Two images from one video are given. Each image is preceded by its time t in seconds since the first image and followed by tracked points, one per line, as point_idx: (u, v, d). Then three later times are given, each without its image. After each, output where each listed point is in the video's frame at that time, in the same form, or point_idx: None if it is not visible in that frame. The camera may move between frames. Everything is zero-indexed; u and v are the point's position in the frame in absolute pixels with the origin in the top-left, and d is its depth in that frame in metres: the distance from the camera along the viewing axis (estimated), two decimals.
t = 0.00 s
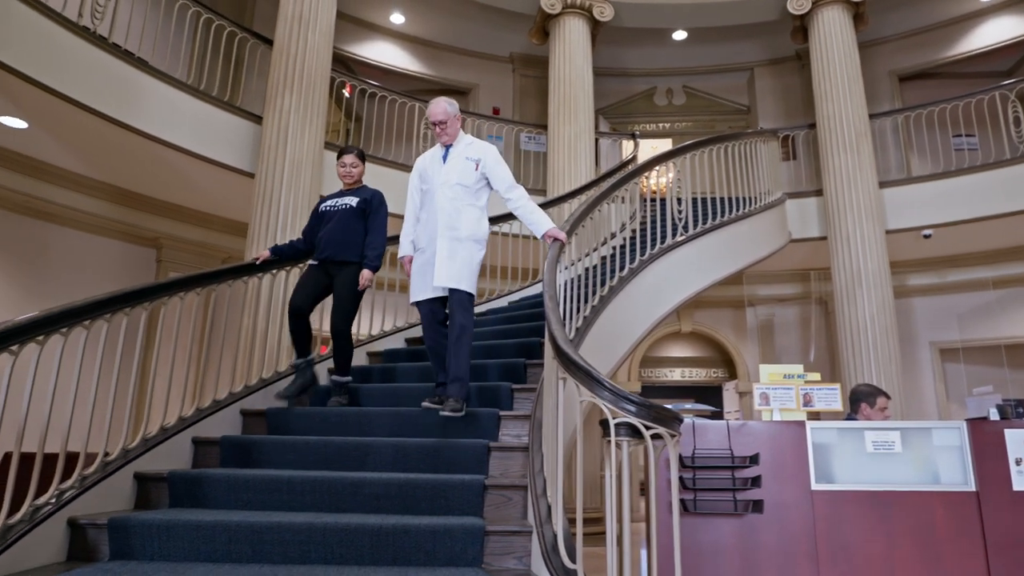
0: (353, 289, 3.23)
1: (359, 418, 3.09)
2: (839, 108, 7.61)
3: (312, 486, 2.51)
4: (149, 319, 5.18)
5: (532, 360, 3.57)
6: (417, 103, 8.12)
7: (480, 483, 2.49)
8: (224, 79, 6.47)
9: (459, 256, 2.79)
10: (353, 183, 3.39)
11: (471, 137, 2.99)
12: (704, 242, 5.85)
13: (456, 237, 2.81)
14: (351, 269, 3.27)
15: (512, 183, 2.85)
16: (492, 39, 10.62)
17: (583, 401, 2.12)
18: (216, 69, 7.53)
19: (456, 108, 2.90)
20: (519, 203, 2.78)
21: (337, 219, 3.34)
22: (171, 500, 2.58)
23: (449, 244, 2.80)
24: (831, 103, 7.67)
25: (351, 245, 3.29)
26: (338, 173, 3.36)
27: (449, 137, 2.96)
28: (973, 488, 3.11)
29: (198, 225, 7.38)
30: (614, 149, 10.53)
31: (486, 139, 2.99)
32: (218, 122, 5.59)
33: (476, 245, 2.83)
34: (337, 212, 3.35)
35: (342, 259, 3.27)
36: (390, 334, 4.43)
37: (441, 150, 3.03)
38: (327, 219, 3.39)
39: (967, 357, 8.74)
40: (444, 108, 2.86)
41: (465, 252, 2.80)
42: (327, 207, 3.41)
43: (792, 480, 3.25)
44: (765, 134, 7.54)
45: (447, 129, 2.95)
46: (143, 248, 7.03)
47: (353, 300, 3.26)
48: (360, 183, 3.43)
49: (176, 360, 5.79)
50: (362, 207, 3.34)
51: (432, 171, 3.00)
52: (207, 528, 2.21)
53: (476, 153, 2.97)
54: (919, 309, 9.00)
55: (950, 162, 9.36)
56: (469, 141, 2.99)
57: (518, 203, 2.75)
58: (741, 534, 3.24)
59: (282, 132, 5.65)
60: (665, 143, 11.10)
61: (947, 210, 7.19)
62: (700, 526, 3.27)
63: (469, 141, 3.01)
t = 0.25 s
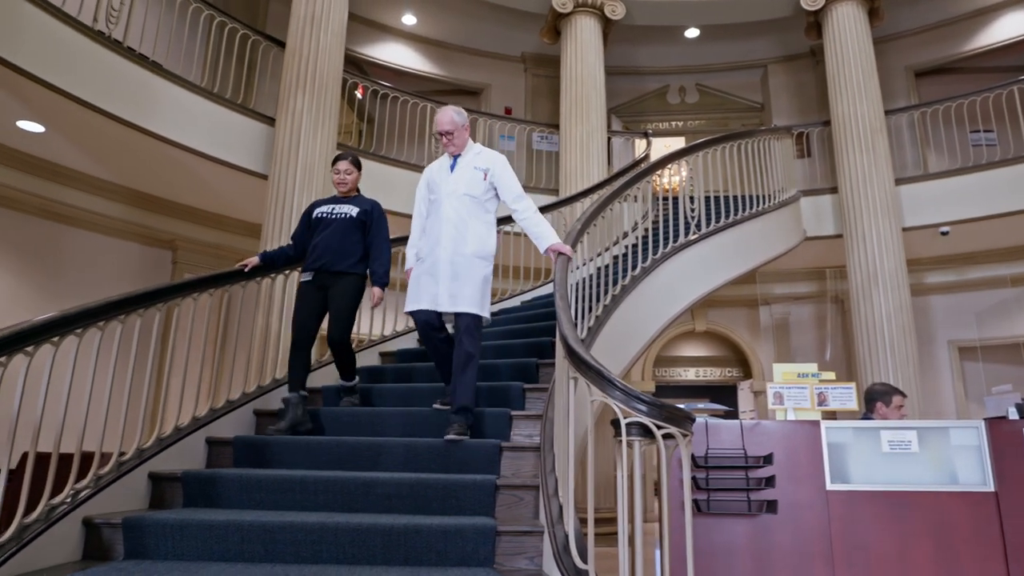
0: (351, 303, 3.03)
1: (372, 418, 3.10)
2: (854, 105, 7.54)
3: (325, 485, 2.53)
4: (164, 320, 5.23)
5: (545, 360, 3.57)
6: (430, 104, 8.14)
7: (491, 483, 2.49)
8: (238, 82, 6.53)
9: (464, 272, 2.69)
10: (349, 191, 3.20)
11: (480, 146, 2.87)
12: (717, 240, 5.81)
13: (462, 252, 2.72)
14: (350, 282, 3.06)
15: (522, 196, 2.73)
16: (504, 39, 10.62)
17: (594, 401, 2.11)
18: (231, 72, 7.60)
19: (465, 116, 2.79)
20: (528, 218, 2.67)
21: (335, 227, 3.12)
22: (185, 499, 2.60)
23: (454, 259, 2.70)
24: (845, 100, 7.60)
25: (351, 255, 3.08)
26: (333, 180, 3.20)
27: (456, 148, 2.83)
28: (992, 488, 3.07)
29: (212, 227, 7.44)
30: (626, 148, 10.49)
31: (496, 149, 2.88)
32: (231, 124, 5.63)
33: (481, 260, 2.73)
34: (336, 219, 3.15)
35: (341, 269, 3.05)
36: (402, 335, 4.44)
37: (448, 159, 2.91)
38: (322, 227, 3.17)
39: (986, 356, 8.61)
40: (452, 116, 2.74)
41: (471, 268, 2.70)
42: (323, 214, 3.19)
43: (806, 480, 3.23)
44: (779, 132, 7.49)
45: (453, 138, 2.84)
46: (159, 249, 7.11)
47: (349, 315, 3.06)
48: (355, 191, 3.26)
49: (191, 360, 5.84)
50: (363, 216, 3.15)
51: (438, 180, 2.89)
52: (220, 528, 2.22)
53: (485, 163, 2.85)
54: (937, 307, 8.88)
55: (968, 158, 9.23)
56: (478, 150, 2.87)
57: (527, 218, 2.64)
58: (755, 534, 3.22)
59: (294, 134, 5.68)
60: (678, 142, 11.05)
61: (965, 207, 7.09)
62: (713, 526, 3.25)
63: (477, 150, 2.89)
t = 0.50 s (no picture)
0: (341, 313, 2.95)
1: (384, 418, 3.12)
2: (868, 101, 7.46)
3: (337, 485, 2.54)
4: (178, 321, 5.28)
5: (557, 359, 3.57)
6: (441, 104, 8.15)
7: (503, 483, 2.49)
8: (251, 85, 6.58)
9: (475, 275, 2.67)
10: (339, 195, 3.10)
11: (487, 145, 2.85)
12: (730, 239, 5.77)
13: (472, 255, 2.70)
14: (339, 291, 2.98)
15: (532, 196, 2.71)
16: (516, 39, 10.62)
17: (604, 400, 2.11)
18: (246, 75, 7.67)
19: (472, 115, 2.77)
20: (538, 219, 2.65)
21: (324, 234, 3.03)
22: (198, 498, 2.63)
23: (464, 262, 2.68)
24: (859, 96, 7.52)
25: (341, 264, 3.00)
26: (325, 184, 3.08)
27: (462, 145, 2.80)
28: (1011, 488, 3.01)
29: (227, 228, 7.51)
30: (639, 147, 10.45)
31: (503, 149, 2.86)
32: (243, 126, 5.67)
33: (492, 263, 2.71)
34: (326, 226, 3.05)
35: (330, 278, 2.98)
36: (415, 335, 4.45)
37: (456, 160, 2.89)
38: (312, 233, 3.09)
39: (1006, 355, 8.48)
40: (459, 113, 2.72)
41: (481, 272, 2.68)
42: (313, 220, 3.10)
43: (821, 481, 3.20)
44: (793, 129, 7.43)
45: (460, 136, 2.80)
46: (174, 251, 7.18)
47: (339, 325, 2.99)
48: (347, 194, 3.15)
49: (206, 361, 5.89)
50: (353, 222, 3.05)
51: (446, 182, 2.87)
52: (232, 527, 2.24)
53: (493, 163, 2.83)
54: (955, 305, 8.77)
55: (986, 154, 9.10)
56: (485, 149, 2.85)
57: (537, 220, 2.62)
58: (768, 535, 3.20)
59: (307, 136, 5.71)
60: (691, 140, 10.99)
61: (983, 204, 6.99)
62: (727, 526, 3.24)
63: (485, 149, 2.87)
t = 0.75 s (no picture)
0: (341, 313, 2.80)
1: (396, 418, 3.13)
2: (884, 96, 7.38)
3: (349, 485, 2.55)
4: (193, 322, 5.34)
5: (569, 358, 3.57)
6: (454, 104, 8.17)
7: (515, 483, 2.49)
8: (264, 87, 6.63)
9: (480, 277, 2.55)
10: (337, 192, 2.97)
11: (495, 144, 2.75)
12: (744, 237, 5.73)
13: (478, 256, 2.57)
14: (339, 289, 2.83)
15: (542, 198, 2.62)
16: (528, 38, 10.62)
17: (615, 399, 2.10)
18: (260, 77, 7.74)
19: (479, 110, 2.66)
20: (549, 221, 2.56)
21: (321, 231, 2.90)
22: (212, 498, 2.65)
23: (470, 263, 2.55)
24: (874, 92, 7.45)
25: (340, 261, 2.86)
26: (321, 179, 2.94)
27: (469, 143, 2.69)
28: None
29: (241, 230, 7.56)
30: (651, 145, 10.41)
31: (511, 149, 2.76)
32: (257, 127, 5.71)
33: (497, 265, 2.59)
34: (323, 222, 2.92)
35: (329, 276, 2.83)
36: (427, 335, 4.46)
37: (460, 157, 2.77)
38: (309, 230, 2.96)
39: None
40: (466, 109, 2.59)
41: (487, 274, 2.56)
42: (310, 217, 2.97)
43: (836, 481, 3.17)
44: (807, 126, 7.36)
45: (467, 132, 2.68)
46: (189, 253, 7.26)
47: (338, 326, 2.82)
48: (346, 191, 3.02)
49: (221, 361, 5.95)
50: (351, 218, 2.92)
51: (449, 179, 2.73)
52: (245, 527, 2.26)
53: (501, 163, 2.73)
54: (974, 303, 8.65)
55: (1005, 149, 8.97)
56: (492, 149, 2.74)
57: (549, 223, 2.53)
58: (783, 535, 3.17)
59: (320, 138, 5.75)
60: (704, 138, 10.93)
61: (1002, 200, 6.89)
62: (741, 527, 3.21)
63: (492, 148, 2.76)
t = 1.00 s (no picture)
0: (343, 330, 2.69)
1: (411, 418, 3.14)
2: (903, 91, 7.28)
3: (363, 485, 2.56)
4: (211, 323, 5.40)
5: (583, 358, 3.56)
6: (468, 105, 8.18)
7: (528, 483, 2.48)
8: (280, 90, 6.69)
9: (486, 297, 2.49)
10: (340, 204, 2.89)
11: (495, 161, 2.70)
12: (760, 235, 5.68)
13: (483, 275, 2.52)
14: (341, 305, 2.72)
15: (545, 215, 2.57)
16: (542, 37, 10.60)
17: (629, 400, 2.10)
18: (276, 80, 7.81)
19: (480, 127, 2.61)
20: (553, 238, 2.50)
21: (323, 245, 2.80)
22: (228, 498, 2.68)
23: (476, 283, 2.50)
24: (893, 87, 7.35)
25: (342, 275, 2.75)
26: (324, 191, 2.87)
27: (470, 158, 2.64)
28: None
29: (257, 232, 7.63)
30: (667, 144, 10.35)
31: (512, 165, 2.71)
32: (272, 129, 5.76)
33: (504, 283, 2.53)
34: (325, 236, 2.82)
35: (330, 291, 2.72)
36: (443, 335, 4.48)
37: (460, 176, 2.73)
38: (310, 244, 2.86)
39: None
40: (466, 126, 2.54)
41: (493, 293, 2.50)
42: (312, 230, 2.87)
43: (855, 481, 3.13)
44: (824, 122, 7.28)
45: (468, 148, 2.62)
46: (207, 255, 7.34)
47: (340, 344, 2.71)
48: (349, 203, 2.93)
49: (238, 362, 6.00)
50: (354, 230, 2.82)
51: (450, 199, 2.69)
52: (260, 526, 2.27)
53: (502, 179, 2.68)
54: (997, 301, 8.51)
55: None
56: (493, 166, 2.70)
57: (554, 239, 2.47)
58: (801, 535, 3.14)
59: (335, 139, 5.79)
60: (720, 136, 10.85)
61: None
62: (757, 528, 3.19)
63: (493, 165, 2.72)
